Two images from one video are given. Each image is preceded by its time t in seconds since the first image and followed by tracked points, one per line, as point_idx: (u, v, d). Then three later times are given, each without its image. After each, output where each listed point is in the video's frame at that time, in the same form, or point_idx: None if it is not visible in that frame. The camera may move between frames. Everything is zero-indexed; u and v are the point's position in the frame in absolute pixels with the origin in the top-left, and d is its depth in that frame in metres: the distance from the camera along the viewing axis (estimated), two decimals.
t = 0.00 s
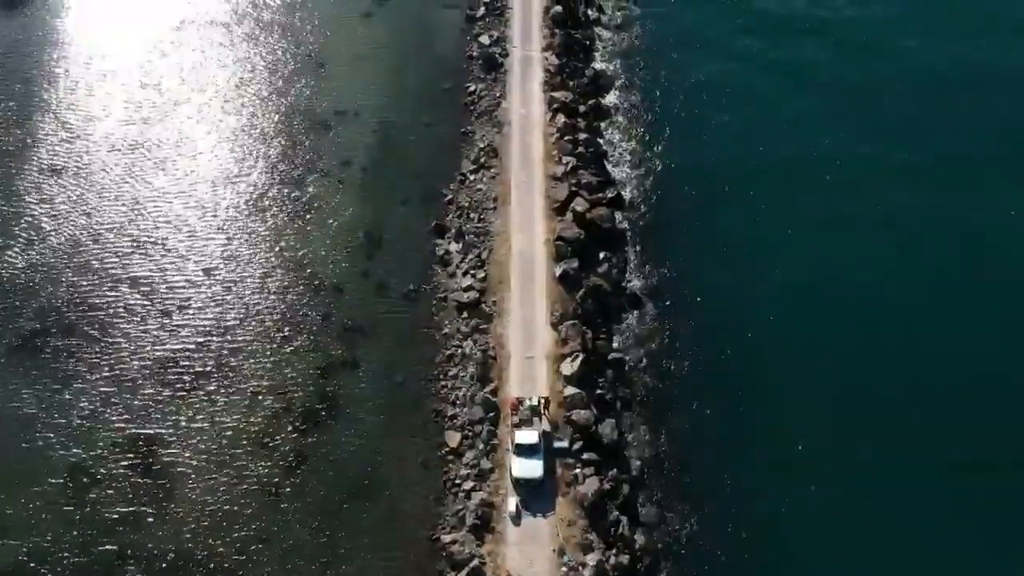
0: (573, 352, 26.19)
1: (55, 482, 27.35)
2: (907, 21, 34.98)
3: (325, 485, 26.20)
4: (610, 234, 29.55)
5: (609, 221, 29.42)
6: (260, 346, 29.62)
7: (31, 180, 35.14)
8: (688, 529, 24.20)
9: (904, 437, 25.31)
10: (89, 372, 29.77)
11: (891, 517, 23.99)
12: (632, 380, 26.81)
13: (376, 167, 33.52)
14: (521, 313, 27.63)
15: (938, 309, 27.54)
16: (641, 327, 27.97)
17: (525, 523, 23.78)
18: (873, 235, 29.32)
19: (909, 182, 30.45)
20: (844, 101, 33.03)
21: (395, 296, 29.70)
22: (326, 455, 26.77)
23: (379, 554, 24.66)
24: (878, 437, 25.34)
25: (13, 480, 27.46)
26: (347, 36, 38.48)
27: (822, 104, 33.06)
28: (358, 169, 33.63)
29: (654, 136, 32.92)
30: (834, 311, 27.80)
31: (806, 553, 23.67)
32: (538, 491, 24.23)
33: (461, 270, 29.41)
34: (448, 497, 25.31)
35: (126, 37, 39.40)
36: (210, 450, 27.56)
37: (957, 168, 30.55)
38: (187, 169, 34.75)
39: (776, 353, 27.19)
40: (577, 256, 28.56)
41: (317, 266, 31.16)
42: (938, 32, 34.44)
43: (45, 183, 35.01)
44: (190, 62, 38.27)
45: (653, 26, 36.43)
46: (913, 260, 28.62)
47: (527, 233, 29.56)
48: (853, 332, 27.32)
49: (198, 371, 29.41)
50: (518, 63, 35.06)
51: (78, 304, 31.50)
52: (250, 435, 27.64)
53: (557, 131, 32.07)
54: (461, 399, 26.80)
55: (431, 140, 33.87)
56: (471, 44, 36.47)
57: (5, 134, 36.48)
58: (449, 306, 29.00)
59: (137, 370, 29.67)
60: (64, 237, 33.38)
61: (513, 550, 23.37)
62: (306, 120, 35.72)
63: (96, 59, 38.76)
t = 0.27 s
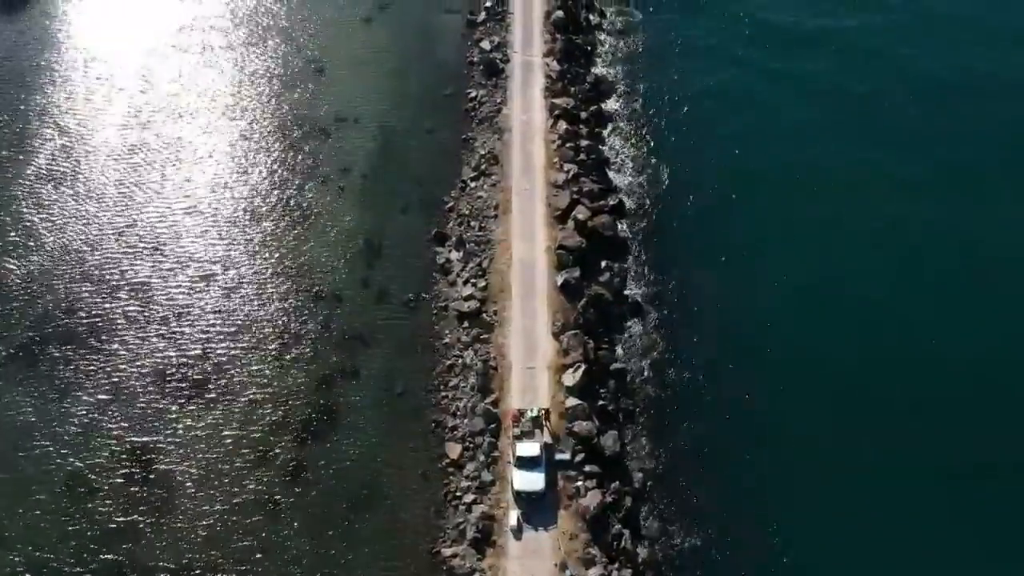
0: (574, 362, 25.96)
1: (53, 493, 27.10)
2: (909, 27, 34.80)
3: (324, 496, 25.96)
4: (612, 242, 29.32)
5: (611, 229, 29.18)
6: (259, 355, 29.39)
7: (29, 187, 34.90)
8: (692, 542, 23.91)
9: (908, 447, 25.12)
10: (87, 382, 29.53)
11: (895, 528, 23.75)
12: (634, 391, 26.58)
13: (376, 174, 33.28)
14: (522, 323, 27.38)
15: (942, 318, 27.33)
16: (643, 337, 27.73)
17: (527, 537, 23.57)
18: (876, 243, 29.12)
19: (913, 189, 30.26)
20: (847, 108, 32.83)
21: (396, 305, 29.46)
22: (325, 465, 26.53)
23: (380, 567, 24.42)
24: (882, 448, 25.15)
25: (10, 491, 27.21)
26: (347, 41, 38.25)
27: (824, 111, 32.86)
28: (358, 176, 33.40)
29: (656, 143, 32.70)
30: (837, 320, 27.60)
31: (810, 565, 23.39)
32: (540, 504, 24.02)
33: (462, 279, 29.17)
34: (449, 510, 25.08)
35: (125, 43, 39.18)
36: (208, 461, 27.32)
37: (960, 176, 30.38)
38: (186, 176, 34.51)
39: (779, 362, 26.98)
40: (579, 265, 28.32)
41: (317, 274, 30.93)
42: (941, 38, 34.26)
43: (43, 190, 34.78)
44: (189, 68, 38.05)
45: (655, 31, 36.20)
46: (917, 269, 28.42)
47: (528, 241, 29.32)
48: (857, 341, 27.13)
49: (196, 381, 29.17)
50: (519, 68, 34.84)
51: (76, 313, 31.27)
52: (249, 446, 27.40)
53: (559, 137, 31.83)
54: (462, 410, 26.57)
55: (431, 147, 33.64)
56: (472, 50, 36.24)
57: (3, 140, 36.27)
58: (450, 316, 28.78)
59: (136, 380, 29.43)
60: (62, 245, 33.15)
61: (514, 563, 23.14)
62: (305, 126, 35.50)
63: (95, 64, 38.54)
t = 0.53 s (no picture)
0: (576, 373, 25.69)
1: (50, 505, 26.89)
2: (913, 32, 34.54)
3: (324, 508, 25.76)
4: (614, 250, 29.07)
5: (613, 237, 28.91)
6: (258, 364, 29.14)
7: (27, 194, 34.69)
8: (695, 557, 23.85)
9: (911, 460, 25.01)
10: (84, 391, 29.30)
11: (895, 544, 23.84)
12: (636, 402, 26.30)
13: (376, 180, 33.02)
14: (524, 333, 27.11)
15: (946, 328, 27.16)
16: (646, 347, 27.46)
17: (528, 551, 23.35)
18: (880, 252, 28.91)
19: (916, 197, 30.04)
20: (851, 115, 32.63)
21: (396, 314, 29.20)
22: (325, 477, 26.32)
23: None
24: (884, 461, 25.04)
25: (7, 502, 27.01)
26: (347, 46, 37.99)
27: (828, 117, 32.64)
28: (358, 182, 33.15)
29: (658, 149, 32.45)
30: (841, 329, 27.38)
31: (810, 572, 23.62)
32: (541, 518, 23.79)
33: (462, 287, 28.92)
34: (450, 523, 24.83)
35: (124, 47, 38.94)
36: (207, 471, 27.08)
37: (964, 184, 30.19)
38: (185, 182, 34.29)
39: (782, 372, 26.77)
40: (581, 274, 28.07)
41: (317, 281, 30.68)
42: (944, 44, 34.04)
43: (41, 197, 34.56)
44: (188, 72, 37.80)
45: (657, 35, 35.91)
46: (921, 278, 28.23)
47: (529, 249, 29.06)
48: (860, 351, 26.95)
49: (195, 390, 28.92)
50: (521, 74, 34.57)
51: (74, 321, 31.04)
52: (248, 457, 27.16)
53: (560, 144, 31.56)
54: (462, 420, 26.31)
55: (432, 153, 33.39)
56: (473, 55, 35.97)
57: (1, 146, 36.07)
58: (450, 324, 28.50)
59: (133, 389, 29.18)
60: (60, 252, 32.93)
61: None
62: (305, 132, 35.27)
63: (93, 69, 38.31)
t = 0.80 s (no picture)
0: (578, 384, 25.47)
1: (47, 515, 26.63)
2: (915, 38, 34.36)
3: (323, 519, 25.50)
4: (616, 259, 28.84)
5: (614, 245, 28.68)
6: (257, 373, 28.91)
7: (24, 201, 34.44)
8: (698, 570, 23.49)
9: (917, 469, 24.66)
10: (82, 400, 29.06)
11: (902, 555, 23.38)
12: (639, 413, 26.06)
13: (376, 188, 32.80)
14: (525, 343, 26.86)
15: (951, 336, 26.87)
16: (648, 357, 27.24)
17: (529, 564, 23.05)
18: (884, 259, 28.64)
19: (921, 204, 29.78)
20: (854, 121, 32.41)
21: (396, 323, 28.97)
22: (324, 488, 26.07)
23: None
24: (890, 470, 24.70)
25: (3, 512, 26.74)
26: (347, 52, 37.81)
27: (831, 124, 32.43)
28: (358, 190, 32.93)
29: (660, 157, 32.22)
30: (845, 338, 27.12)
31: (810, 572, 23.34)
32: (543, 531, 23.50)
33: (463, 296, 28.68)
34: (450, 536, 24.56)
35: (123, 53, 38.75)
36: (205, 482, 26.83)
37: (968, 190, 29.91)
38: (184, 189, 34.09)
39: (785, 382, 26.53)
40: (582, 283, 27.85)
41: (316, 290, 30.46)
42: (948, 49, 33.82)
43: (40, 203, 34.32)
44: (187, 78, 37.61)
45: (660, 42, 35.73)
46: (925, 285, 27.93)
47: (530, 258, 28.81)
48: (864, 360, 26.69)
49: (193, 399, 28.69)
50: (521, 80, 34.34)
51: (72, 329, 30.80)
52: (246, 467, 26.91)
53: (561, 151, 31.34)
54: (463, 432, 26.07)
55: (432, 160, 33.17)
56: (474, 61, 35.75)
57: None
58: (451, 334, 28.27)
59: (132, 398, 28.95)
60: (58, 259, 32.69)
61: None
62: (305, 138, 35.05)
63: (92, 74, 38.12)
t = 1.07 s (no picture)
0: (579, 396, 25.22)
1: (44, 527, 26.37)
2: (917, 41, 34.16)
3: (322, 531, 25.27)
4: (617, 267, 28.61)
5: (616, 254, 28.43)
6: (255, 383, 28.67)
7: (21, 207, 34.19)
8: None
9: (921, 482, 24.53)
10: (79, 410, 28.81)
11: (905, 572, 23.32)
12: (641, 424, 25.84)
13: (376, 195, 32.56)
14: (525, 353, 26.61)
15: (955, 346, 26.71)
16: (650, 367, 26.99)
17: None
18: (887, 268, 28.45)
19: (923, 208, 29.70)
20: (856, 127, 32.21)
21: (396, 333, 28.72)
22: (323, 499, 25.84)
23: None
24: (891, 477, 24.69)
25: None
26: (346, 57, 37.58)
27: (834, 131, 32.22)
28: (357, 197, 32.69)
29: (661, 163, 31.99)
30: (848, 348, 26.93)
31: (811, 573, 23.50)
32: (544, 545, 23.23)
33: (463, 305, 28.44)
34: (450, 550, 24.33)
35: (121, 58, 38.50)
36: (203, 493, 26.58)
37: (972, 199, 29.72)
38: (182, 196, 33.86)
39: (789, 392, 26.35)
40: (584, 292, 27.61)
41: (315, 298, 30.22)
42: (952, 55, 33.58)
43: (37, 210, 34.07)
44: (186, 84, 37.36)
45: (662, 48, 35.53)
46: (929, 295, 27.75)
47: (531, 266, 28.57)
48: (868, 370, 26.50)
49: (191, 409, 28.44)
50: (522, 86, 34.09)
51: (69, 337, 30.55)
52: (245, 478, 26.66)
53: (562, 159, 31.10)
54: (463, 443, 25.81)
55: (432, 167, 32.94)
56: (474, 67, 35.52)
57: None
58: (451, 344, 28.01)
59: (129, 408, 28.70)
60: (55, 267, 32.44)
61: None
62: (304, 145, 34.81)
63: (89, 79, 37.87)
